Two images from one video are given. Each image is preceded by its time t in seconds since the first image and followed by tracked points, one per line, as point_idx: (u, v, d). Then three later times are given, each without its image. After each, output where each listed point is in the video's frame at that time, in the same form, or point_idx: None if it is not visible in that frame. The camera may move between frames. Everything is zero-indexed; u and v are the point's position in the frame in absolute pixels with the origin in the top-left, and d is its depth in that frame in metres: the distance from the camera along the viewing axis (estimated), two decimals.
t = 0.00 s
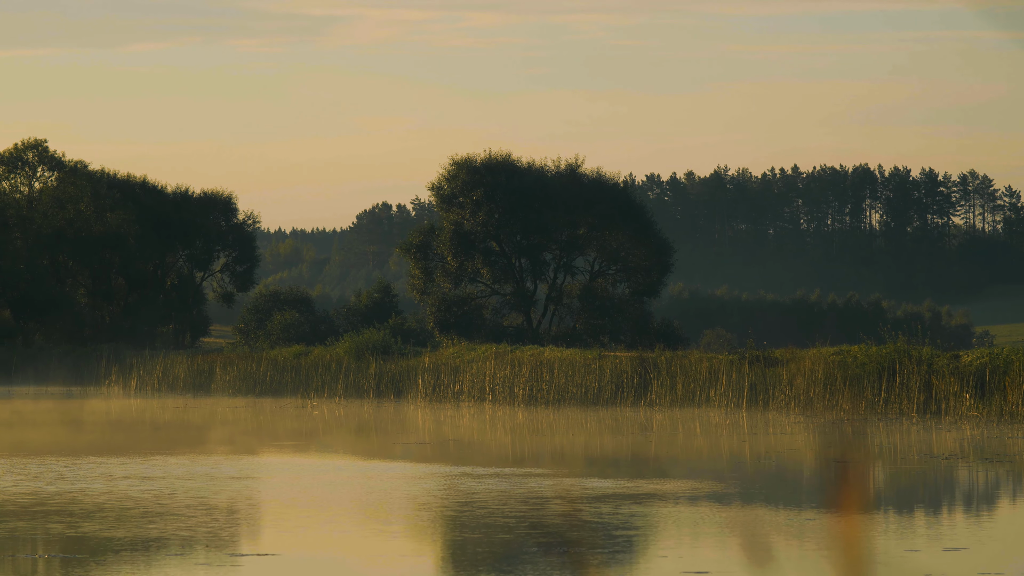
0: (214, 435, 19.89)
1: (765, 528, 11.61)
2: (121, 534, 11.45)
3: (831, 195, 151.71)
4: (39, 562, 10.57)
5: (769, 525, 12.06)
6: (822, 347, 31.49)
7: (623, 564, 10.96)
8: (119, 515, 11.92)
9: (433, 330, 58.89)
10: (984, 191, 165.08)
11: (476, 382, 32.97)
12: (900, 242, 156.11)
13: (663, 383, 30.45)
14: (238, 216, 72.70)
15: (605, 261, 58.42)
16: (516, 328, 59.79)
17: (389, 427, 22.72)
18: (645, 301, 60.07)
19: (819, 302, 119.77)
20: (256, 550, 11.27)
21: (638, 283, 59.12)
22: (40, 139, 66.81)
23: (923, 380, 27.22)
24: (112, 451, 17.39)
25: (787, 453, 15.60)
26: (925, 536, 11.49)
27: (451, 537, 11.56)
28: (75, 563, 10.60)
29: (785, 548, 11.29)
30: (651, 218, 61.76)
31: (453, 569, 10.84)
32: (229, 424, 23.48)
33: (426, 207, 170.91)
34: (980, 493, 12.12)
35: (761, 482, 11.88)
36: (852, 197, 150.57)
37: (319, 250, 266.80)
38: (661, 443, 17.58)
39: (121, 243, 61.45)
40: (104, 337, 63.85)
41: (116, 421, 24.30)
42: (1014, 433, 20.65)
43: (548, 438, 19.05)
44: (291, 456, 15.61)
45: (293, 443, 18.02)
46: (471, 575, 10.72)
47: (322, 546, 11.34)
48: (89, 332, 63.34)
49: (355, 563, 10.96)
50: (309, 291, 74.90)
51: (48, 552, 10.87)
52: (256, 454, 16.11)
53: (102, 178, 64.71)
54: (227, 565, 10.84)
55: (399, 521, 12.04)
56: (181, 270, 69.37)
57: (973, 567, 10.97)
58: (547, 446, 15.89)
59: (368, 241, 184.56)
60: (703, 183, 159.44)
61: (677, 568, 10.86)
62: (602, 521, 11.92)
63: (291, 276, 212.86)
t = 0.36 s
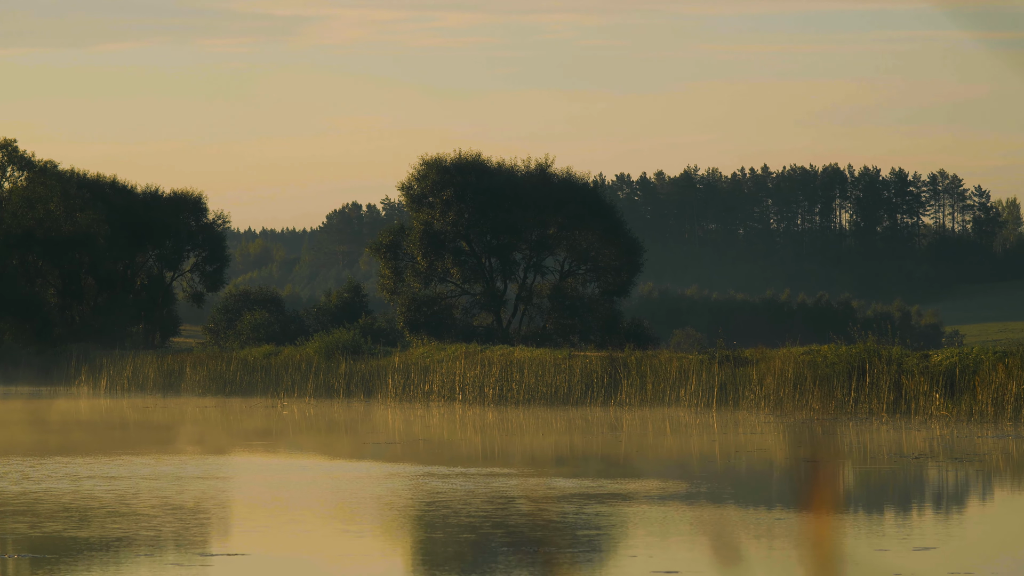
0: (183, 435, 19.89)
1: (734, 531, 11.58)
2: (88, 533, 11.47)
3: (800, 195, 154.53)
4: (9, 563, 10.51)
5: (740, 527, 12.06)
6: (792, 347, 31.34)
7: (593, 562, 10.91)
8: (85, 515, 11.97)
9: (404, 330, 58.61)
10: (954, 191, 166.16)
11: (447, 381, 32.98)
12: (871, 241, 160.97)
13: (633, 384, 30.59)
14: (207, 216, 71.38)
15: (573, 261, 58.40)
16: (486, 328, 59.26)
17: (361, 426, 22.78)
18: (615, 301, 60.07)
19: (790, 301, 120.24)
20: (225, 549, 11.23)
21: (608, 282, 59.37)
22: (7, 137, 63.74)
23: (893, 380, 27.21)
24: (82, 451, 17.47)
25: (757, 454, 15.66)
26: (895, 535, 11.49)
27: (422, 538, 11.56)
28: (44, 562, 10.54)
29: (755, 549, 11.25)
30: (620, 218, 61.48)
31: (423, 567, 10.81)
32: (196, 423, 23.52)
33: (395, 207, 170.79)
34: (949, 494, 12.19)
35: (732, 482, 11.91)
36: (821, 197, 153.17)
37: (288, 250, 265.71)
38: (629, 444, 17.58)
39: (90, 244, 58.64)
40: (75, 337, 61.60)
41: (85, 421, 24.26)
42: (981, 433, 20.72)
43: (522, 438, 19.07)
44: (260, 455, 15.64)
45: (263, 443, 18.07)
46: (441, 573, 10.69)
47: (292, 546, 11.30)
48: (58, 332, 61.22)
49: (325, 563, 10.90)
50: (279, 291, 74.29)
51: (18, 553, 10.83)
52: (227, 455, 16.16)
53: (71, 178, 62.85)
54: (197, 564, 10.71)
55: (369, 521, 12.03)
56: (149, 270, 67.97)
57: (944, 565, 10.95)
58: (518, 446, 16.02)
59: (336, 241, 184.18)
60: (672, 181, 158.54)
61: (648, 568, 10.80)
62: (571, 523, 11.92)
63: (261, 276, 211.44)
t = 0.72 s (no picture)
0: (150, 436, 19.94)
1: (698, 530, 11.61)
2: (51, 533, 11.45)
3: (766, 195, 158.35)
4: None
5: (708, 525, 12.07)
6: (758, 346, 31.39)
7: (559, 563, 10.91)
8: (46, 516, 11.94)
9: (369, 330, 58.59)
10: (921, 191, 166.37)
11: (414, 381, 33.11)
12: (836, 240, 161.22)
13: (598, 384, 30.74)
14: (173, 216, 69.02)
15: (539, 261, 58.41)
16: (451, 329, 59.39)
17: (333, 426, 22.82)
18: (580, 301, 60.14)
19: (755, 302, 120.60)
20: (193, 550, 11.23)
21: (574, 283, 59.20)
22: None
23: (859, 379, 27.29)
24: (55, 450, 17.56)
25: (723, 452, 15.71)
26: (861, 536, 11.50)
27: (389, 538, 11.58)
28: (8, 564, 10.50)
29: (720, 548, 11.27)
30: (586, 218, 61.59)
31: (389, 567, 10.83)
32: (160, 422, 23.69)
33: (361, 207, 170.81)
34: (915, 494, 12.23)
35: (697, 480, 11.92)
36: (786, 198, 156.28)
37: (256, 250, 264.44)
38: (594, 442, 17.63)
39: (55, 243, 59.24)
40: (38, 338, 61.61)
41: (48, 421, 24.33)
42: (943, 433, 20.85)
43: (489, 437, 19.19)
44: (227, 455, 15.71)
45: (230, 443, 18.18)
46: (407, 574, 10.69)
47: (260, 546, 11.31)
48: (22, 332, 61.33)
49: (292, 563, 10.91)
50: (246, 290, 73.08)
51: None
52: (191, 455, 16.23)
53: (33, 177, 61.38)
54: (163, 564, 10.72)
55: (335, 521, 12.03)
56: (114, 270, 66.31)
57: (909, 565, 10.98)
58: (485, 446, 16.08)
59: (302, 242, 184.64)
60: (639, 182, 162.07)
61: (613, 568, 10.80)
62: (538, 522, 11.95)
63: (227, 277, 210.40)
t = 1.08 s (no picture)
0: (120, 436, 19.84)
1: (668, 527, 11.64)
2: (16, 533, 11.39)
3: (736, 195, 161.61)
4: None
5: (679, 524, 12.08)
6: (729, 346, 31.55)
7: (530, 563, 10.92)
8: (10, 516, 11.87)
9: (341, 329, 57.78)
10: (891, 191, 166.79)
11: (385, 381, 32.97)
12: (807, 240, 162.46)
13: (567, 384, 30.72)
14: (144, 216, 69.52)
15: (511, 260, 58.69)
16: (423, 328, 58.94)
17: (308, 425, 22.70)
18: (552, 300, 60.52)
19: (726, 301, 120.70)
20: (164, 549, 11.19)
21: (545, 282, 59.70)
22: None
23: (830, 378, 27.52)
24: (31, 450, 17.49)
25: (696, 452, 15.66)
26: (832, 534, 11.54)
27: (360, 536, 11.57)
28: None
29: (690, 547, 11.30)
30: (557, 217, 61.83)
31: (360, 568, 10.83)
32: (131, 423, 23.58)
33: (332, 206, 170.36)
34: (887, 492, 12.25)
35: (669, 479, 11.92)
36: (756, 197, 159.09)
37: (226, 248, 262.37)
38: (565, 442, 17.54)
39: (27, 243, 59.05)
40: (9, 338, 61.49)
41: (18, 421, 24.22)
42: (914, 432, 20.80)
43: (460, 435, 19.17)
44: (197, 455, 15.66)
45: (200, 442, 18.18)
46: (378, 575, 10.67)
47: (231, 546, 11.30)
48: None
49: (263, 564, 10.92)
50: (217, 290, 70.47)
51: None
52: (163, 455, 16.23)
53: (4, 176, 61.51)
54: (133, 564, 10.71)
55: (305, 519, 12.00)
56: (86, 269, 66.52)
57: (878, 566, 11.02)
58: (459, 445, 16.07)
59: (275, 241, 184.02)
60: (609, 180, 163.03)
61: (585, 568, 10.82)
62: (509, 521, 11.95)
63: (197, 276, 207.81)
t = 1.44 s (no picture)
0: (83, 437, 19.63)
1: (633, 526, 11.64)
2: None
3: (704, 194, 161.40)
4: None
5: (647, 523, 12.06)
6: (695, 345, 31.69)
7: (497, 564, 10.95)
8: None
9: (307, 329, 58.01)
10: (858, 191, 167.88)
11: (351, 381, 32.79)
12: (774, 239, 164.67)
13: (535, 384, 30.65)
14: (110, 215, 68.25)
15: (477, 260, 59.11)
16: (391, 327, 58.99)
17: (272, 426, 22.60)
18: (518, 298, 60.64)
19: (692, 300, 120.91)
20: (130, 549, 11.20)
21: (512, 281, 59.81)
22: None
23: (797, 378, 27.61)
24: None
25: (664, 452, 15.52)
26: (799, 533, 11.55)
27: (327, 536, 11.57)
28: None
29: (656, 548, 11.31)
30: (524, 215, 61.89)
31: (326, 568, 10.84)
32: (98, 423, 23.43)
33: (301, 207, 169.05)
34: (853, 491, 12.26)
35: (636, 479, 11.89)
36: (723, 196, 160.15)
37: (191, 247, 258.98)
38: (530, 443, 17.41)
39: None
40: None
41: None
42: (881, 433, 20.58)
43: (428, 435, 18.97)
44: (162, 456, 15.61)
45: (166, 442, 18.13)
46: None
47: (199, 546, 11.28)
48: None
49: (233, 564, 10.92)
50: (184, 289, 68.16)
51: None
52: (129, 455, 16.12)
53: None
54: (101, 564, 10.71)
55: (272, 517, 12.00)
56: (52, 268, 66.27)
57: (844, 566, 11.05)
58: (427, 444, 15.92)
59: (242, 241, 183.86)
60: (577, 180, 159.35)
61: (551, 568, 10.84)
62: (474, 521, 11.95)
63: (163, 276, 204.75)
